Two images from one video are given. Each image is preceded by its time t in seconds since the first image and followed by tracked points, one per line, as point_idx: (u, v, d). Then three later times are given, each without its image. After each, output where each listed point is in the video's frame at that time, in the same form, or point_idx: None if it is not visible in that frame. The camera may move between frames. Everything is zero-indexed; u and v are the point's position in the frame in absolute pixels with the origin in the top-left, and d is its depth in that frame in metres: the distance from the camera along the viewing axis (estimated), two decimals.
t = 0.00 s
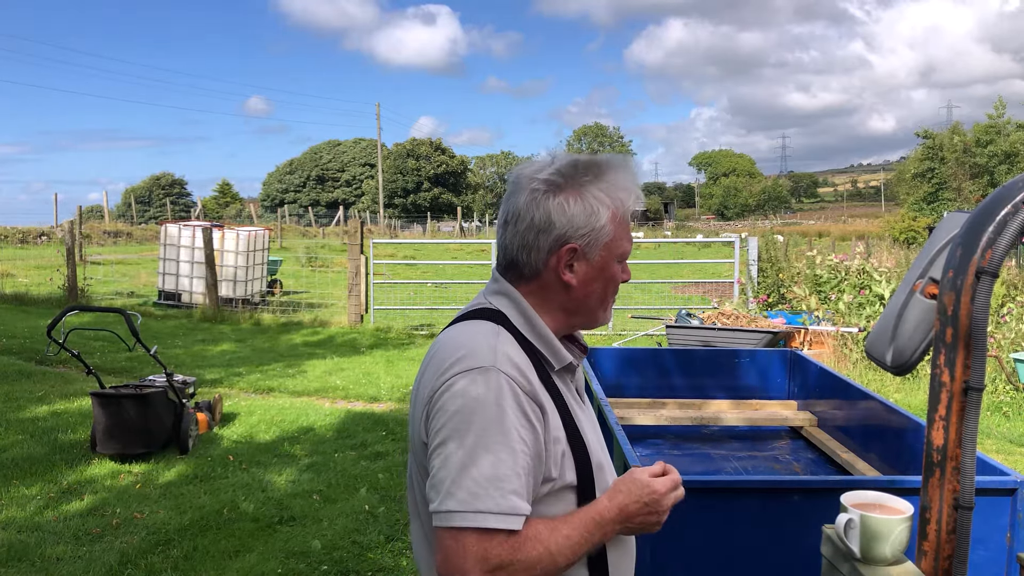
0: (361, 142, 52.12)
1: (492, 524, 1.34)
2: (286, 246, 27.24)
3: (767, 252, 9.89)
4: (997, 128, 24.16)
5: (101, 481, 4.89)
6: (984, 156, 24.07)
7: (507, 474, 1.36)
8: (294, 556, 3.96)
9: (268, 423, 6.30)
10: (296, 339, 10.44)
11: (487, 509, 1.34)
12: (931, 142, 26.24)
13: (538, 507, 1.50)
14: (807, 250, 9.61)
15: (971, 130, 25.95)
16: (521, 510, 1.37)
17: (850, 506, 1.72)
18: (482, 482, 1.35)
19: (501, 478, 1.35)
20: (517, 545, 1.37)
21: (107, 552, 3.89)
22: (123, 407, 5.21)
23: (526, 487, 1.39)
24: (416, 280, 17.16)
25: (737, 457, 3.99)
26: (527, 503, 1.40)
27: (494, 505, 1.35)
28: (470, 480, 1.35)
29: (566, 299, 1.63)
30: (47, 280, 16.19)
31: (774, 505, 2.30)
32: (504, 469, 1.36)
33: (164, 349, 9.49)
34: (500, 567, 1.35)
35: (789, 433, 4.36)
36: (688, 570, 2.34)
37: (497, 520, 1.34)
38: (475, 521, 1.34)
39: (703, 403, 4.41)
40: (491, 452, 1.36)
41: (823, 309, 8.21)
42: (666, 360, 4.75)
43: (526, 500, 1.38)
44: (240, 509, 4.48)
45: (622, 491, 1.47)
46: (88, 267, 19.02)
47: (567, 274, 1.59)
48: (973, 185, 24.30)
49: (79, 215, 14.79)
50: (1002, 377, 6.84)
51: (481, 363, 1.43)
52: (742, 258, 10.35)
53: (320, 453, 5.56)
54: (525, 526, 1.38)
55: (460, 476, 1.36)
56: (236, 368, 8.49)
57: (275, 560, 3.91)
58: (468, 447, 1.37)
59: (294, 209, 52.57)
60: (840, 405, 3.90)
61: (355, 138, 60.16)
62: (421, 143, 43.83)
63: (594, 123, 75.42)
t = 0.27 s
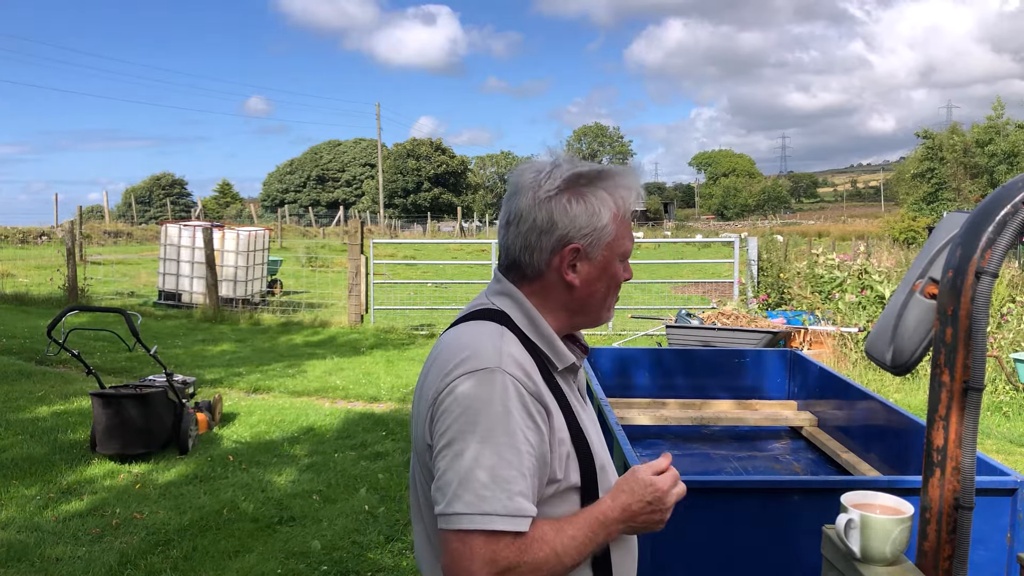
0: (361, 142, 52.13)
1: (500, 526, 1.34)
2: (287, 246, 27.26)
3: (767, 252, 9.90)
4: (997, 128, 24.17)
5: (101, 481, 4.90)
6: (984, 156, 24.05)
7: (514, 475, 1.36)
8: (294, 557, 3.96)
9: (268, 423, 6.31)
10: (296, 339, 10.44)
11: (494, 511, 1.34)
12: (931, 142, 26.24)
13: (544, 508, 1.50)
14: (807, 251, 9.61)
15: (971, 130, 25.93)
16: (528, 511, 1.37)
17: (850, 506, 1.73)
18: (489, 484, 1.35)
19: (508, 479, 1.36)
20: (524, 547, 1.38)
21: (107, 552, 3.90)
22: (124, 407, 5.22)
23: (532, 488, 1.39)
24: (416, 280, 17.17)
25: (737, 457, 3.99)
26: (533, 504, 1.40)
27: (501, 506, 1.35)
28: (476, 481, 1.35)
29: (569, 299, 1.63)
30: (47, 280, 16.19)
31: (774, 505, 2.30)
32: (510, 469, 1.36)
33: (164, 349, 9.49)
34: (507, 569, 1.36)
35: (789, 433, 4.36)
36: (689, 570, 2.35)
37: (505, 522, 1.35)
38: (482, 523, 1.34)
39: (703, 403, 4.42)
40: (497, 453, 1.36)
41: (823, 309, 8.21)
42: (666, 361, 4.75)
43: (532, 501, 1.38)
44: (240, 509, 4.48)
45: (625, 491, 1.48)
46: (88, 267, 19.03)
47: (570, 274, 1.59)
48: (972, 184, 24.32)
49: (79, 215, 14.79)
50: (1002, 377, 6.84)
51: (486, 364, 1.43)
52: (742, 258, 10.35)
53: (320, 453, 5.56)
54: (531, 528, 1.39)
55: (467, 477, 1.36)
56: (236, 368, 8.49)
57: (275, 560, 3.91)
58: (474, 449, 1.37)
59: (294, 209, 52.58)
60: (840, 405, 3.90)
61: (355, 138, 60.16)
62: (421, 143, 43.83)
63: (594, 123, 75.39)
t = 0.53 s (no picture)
0: (361, 142, 52.11)
1: (503, 527, 1.34)
2: (287, 246, 27.27)
3: (767, 252, 9.90)
4: (997, 128, 24.16)
5: (101, 481, 4.90)
6: (984, 156, 24.04)
7: (517, 477, 1.36)
8: (294, 556, 3.96)
9: (268, 423, 6.31)
10: (296, 339, 10.45)
11: (498, 513, 1.34)
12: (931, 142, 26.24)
13: (546, 510, 1.50)
14: (807, 251, 9.62)
15: (971, 130, 25.91)
16: (531, 513, 1.37)
17: (850, 506, 1.72)
18: (493, 486, 1.35)
19: (512, 481, 1.35)
20: (528, 548, 1.37)
21: (107, 552, 3.89)
22: (124, 406, 5.22)
23: (535, 490, 1.39)
24: (416, 280, 17.19)
25: (737, 457, 3.99)
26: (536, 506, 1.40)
27: (504, 508, 1.34)
28: (480, 483, 1.35)
29: (569, 299, 1.63)
30: (47, 280, 16.20)
31: (774, 505, 2.30)
32: (513, 471, 1.36)
33: (164, 349, 9.50)
34: (511, 571, 1.35)
35: (789, 433, 4.36)
36: (688, 570, 2.35)
37: (508, 523, 1.34)
38: (486, 525, 1.34)
39: (704, 403, 4.41)
40: (500, 455, 1.36)
41: (823, 309, 8.22)
42: (666, 361, 4.75)
43: (535, 502, 1.38)
44: (240, 509, 4.48)
45: (628, 491, 1.50)
46: (88, 267, 19.04)
47: (570, 274, 1.59)
48: (972, 184, 24.31)
49: (79, 215, 14.79)
50: (1002, 377, 6.85)
51: (488, 365, 1.43)
52: (742, 258, 10.35)
53: (320, 453, 5.57)
54: (534, 529, 1.39)
55: (470, 479, 1.35)
56: (236, 368, 8.50)
57: (275, 560, 3.91)
58: (477, 450, 1.37)
59: (294, 209, 52.63)
60: (839, 405, 3.90)
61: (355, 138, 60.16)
62: (421, 143, 43.83)
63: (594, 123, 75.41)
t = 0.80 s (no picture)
0: (361, 142, 52.10)
1: (496, 528, 1.34)
2: (287, 246, 27.27)
3: (767, 252, 9.90)
4: (998, 128, 24.13)
5: (102, 482, 4.90)
6: (984, 156, 24.02)
7: (510, 478, 1.36)
8: (294, 557, 3.96)
9: (268, 423, 6.31)
10: (296, 339, 10.45)
11: (492, 514, 1.34)
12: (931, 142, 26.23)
13: (541, 511, 1.50)
14: (807, 251, 9.62)
15: (972, 129, 25.89)
16: (526, 514, 1.37)
17: (849, 506, 1.72)
18: (485, 486, 1.35)
19: (505, 482, 1.35)
20: (522, 549, 1.38)
21: (106, 553, 3.89)
22: (124, 406, 5.22)
23: (529, 491, 1.39)
24: (417, 280, 17.20)
25: (737, 457, 3.99)
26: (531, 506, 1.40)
27: (499, 509, 1.34)
28: (473, 483, 1.35)
29: (556, 295, 1.62)
30: (47, 280, 16.20)
31: (774, 505, 2.30)
32: (507, 472, 1.36)
33: (164, 349, 9.50)
34: (504, 571, 1.35)
35: (789, 433, 4.36)
36: (688, 570, 2.35)
37: (502, 524, 1.34)
38: (479, 526, 1.34)
39: (703, 403, 4.42)
40: (493, 455, 1.36)
41: (823, 309, 8.22)
42: (666, 360, 4.76)
43: (529, 503, 1.38)
44: (240, 509, 4.48)
45: (627, 494, 1.50)
46: (88, 267, 19.03)
47: (554, 268, 1.59)
48: (972, 184, 24.29)
49: (79, 215, 14.78)
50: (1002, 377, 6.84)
51: (481, 365, 1.43)
52: (742, 258, 10.34)
53: (320, 453, 5.57)
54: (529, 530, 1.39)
55: (462, 479, 1.36)
56: (236, 368, 8.50)
57: (275, 560, 3.91)
58: (471, 451, 1.37)
59: (294, 209, 52.63)
60: (839, 405, 3.90)
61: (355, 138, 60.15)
62: (421, 142, 43.82)
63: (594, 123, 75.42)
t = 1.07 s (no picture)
0: (361, 142, 52.09)
1: (454, 522, 1.35)
2: (286, 246, 27.27)
3: (767, 252, 9.89)
4: (998, 128, 24.09)
5: (101, 482, 4.89)
6: (984, 156, 24.02)
7: (471, 475, 1.36)
8: (294, 557, 3.97)
9: (268, 423, 6.31)
10: (296, 339, 10.45)
11: (450, 510, 1.35)
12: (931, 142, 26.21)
13: (517, 510, 1.48)
14: (807, 251, 9.62)
15: (971, 129, 25.89)
16: (487, 513, 1.37)
17: (850, 506, 1.72)
18: (446, 481, 1.36)
19: (465, 480, 1.36)
20: (481, 547, 1.37)
21: (107, 553, 3.89)
22: (124, 407, 5.22)
23: (493, 490, 1.38)
24: (416, 280, 17.21)
25: (737, 457, 3.99)
26: (496, 505, 1.39)
27: (457, 505, 1.35)
28: (434, 478, 1.37)
29: (526, 291, 1.61)
30: (47, 280, 16.19)
31: (774, 505, 2.30)
32: (468, 469, 1.36)
33: (164, 349, 9.50)
34: (460, 568, 1.36)
35: (789, 433, 4.36)
36: (687, 570, 2.35)
37: (460, 520, 1.35)
38: (436, 521, 1.36)
39: (703, 403, 4.42)
40: (456, 452, 1.37)
41: (823, 309, 8.22)
42: (666, 360, 4.76)
43: (493, 502, 1.37)
44: (240, 509, 4.48)
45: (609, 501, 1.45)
46: (88, 267, 19.03)
47: (517, 262, 1.60)
48: (972, 184, 24.27)
49: (79, 215, 14.79)
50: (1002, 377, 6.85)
51: (453, 362, 1.44)
52: (742, 258, 10.34)
53: (320, 453, 5.57)
54: (491, 528, 1.38)
55: (426, 472, 1.38)
56: (236, 368, 8.50)
57: (275, 560, 3.91)
58: (435, 446, 1.38)
59: (294, 209, 52.63)
60: (839, 405, 3.91)
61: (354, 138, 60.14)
62: (421, 142, 43.82)
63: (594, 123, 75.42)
